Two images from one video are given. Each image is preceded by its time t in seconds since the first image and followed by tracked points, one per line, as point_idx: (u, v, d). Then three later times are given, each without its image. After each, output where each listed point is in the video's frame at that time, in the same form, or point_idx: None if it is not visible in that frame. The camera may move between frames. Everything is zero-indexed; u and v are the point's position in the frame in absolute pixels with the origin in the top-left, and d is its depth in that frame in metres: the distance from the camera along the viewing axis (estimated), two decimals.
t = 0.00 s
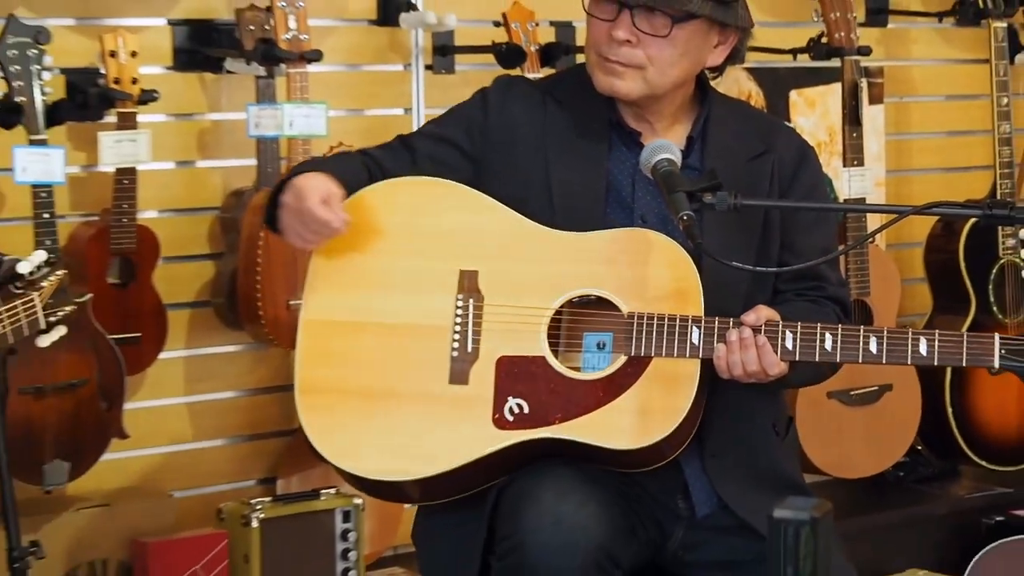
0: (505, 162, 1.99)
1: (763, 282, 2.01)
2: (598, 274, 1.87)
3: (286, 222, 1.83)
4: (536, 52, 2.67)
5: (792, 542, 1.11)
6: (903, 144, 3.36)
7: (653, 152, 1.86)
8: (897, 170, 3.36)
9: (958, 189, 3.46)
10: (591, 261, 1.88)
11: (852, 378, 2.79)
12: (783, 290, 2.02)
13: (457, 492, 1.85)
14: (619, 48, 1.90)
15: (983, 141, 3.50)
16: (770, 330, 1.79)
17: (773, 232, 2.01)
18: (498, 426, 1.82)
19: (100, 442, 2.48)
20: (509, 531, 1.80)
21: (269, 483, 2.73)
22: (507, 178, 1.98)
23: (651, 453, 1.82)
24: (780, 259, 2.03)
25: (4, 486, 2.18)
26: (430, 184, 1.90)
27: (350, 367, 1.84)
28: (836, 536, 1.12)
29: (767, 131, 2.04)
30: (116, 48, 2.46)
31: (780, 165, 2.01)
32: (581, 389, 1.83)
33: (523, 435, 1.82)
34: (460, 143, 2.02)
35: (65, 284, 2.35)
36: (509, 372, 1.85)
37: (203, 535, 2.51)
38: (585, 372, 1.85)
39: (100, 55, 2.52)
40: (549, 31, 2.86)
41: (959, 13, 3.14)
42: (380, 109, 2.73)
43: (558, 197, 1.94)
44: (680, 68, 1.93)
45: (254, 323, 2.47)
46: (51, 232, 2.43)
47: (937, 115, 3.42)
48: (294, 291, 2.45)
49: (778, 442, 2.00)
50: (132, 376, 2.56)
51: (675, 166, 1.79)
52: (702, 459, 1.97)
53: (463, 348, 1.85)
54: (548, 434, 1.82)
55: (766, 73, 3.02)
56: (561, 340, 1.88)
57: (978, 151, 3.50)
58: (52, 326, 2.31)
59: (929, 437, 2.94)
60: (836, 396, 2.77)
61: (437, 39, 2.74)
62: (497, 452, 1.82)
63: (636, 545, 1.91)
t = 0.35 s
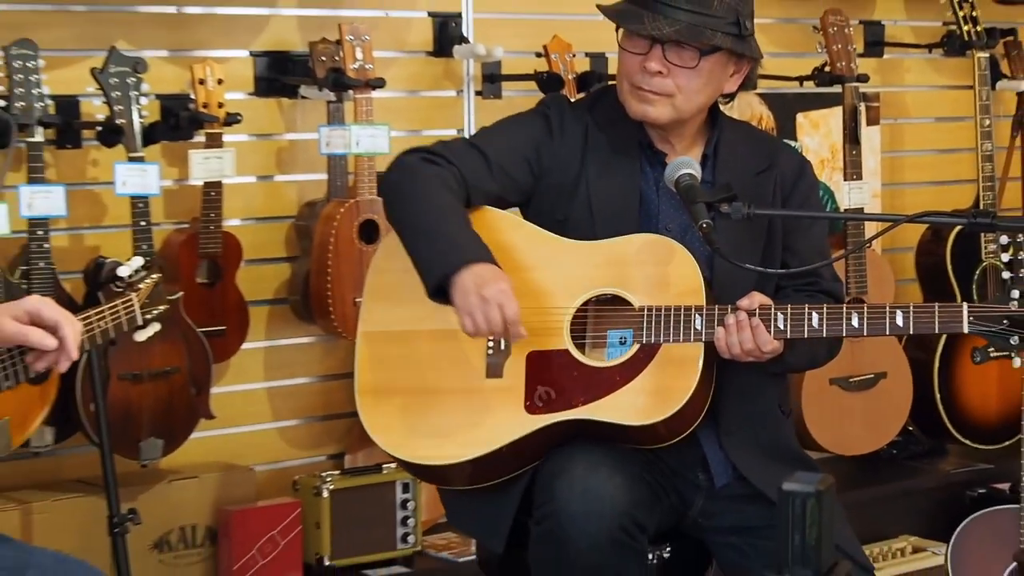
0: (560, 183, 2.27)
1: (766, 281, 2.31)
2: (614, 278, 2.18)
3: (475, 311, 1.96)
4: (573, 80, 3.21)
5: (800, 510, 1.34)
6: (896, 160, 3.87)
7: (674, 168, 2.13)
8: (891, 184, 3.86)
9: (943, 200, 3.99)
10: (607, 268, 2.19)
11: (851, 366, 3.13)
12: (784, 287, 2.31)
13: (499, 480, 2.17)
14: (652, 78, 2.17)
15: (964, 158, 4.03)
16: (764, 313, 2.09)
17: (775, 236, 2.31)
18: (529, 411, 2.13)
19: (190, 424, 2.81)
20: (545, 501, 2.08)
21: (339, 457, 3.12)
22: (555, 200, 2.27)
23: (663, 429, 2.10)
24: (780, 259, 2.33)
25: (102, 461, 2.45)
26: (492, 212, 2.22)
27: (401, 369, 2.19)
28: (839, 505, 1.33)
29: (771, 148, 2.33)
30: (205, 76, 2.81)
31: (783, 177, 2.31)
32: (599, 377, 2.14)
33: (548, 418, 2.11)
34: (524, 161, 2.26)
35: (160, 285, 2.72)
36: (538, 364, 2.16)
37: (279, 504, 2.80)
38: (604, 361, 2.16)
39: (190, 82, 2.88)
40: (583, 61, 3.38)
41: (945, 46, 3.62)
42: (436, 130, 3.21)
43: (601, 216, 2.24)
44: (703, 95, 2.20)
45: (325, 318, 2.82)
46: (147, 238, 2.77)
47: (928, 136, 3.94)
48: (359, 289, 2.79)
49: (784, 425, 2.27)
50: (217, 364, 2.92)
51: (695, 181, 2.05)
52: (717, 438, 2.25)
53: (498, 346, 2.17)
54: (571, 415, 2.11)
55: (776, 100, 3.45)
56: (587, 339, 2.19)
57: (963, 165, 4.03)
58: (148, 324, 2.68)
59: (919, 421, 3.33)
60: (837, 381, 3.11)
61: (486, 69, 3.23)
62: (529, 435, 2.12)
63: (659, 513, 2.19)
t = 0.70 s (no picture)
0: (583, 200, 2.57)
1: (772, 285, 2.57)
2: (634, 280, 2.47)
3: (541, 324, 2.39)
4: (603, 102, 3.64)
5: (808, 489, 1.56)
6: (891, 174, 4.44)
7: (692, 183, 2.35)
8: (887, 195, 4.43)
9: (933, 209, 4.56)
10: (633, 274, 2.48)
11: (852, 361, 3.68)
12: (790, 290, 2.58)
13: (543, 455, 2.44)
14: (713, 118, 2.47)
15: (955, 172, 4.61)
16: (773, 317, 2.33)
17: (781, 244, 2.57)
18: (559, 399, 2.41)
19: (257, 412, 3.11)
20: (578, 478, 2.33)
21: (391, 441, 3.47)
22: (582, 213, 2.58)
23: (680, 418, 2.36)
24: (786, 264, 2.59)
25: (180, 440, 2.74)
26: (525, 220, 2.56)
27: (447, 359, 2.51)
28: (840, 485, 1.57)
29: (776, 164, 2.61)
30: (272, 99, 3.12)
31: (786, 191, 2.58)
32: (623, 370, 2.41)
33: (572, 406, 2.40)
34: (549, 180, 2.57)
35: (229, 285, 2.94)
36: (568, 356, 2.45)
37: (336, 484, 3.13)
38: (628, 357, 2.43)
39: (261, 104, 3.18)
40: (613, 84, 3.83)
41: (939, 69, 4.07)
42: (479, 146, 3.60)
43: (622, 227, 2.53)
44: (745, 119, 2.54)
45: (378, 315, 3.18)
46: (220, 244, 3.03)
47: (920, 153, 4.51)
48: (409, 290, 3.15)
49: (791, 415, 2.49)
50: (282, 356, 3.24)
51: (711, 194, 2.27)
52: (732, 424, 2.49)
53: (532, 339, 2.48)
54: (598, 405, 2.38)
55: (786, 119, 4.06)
56: (614, 334, 2.48)
57: (952, 179, 4.61)
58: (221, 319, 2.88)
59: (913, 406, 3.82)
60: (840, 374, 3.65)
61: (523, 92, 3.63)
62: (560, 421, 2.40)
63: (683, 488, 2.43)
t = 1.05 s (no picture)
0: (613, 208, 2.60)
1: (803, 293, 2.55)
2: (666, 287, 2.49)
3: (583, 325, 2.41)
4: (637, 113, 3.68)
5: (841, 496, 1.62)
6: (921, 183, 4.45)
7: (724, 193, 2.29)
8: (918, 205, 4.44)
9: (965, 218, 4.57)
10: (663, 279, 2.50)
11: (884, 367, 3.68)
12: (825, 297, 2.55)
13: (575, 463, 2.48)
14: (744, 129, 2.50)
15: (987, 180, 4.60)
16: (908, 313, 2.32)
17: (812, 251, 2.56)
18: (591, 406, 2.44)
19: (296, 418, 3.15)
20: (614, 479, 2.36)
21: (427, 447, 3.54)
22: (613, 220, 2.61)
23: (713, 422, 2.39)
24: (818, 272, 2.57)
25: (221, 443, 2.78)
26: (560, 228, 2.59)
27: (482, 368, 2.54)
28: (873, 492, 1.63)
29: (802, 171, 2.61)
30: (312, 109, 3.16)
31: (815, 200, 2.58)
32: (655, 376, 2.43)
33: (607, 411, 2.43)
34: (579, 189, 2.61)
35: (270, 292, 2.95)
36: (600, 363, 2.47)
37: (374, 488, 3.17)
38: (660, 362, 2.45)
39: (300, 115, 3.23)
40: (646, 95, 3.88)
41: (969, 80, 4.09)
42: (515, 156, 3.66)
43: (652, 234, 2.55)
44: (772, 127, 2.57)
45: (416, 322, 3.24)
46: (259, 252, 3.06)
47: (951, 162, 4.52)
48: (445, 298, 3.20)
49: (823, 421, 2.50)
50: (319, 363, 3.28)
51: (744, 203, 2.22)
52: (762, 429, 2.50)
53: (565, 346, 2.51)
54: (630, 410, 2.42)
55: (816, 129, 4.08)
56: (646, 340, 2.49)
57: (983, 188, 4.60)
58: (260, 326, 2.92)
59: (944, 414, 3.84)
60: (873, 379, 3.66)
61: (559, 103, 3.68)
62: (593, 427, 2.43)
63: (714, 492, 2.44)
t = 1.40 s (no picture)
0: (646, 218, 2.59)
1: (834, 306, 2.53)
2: (696, 301, 2.46)
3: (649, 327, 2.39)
4: (666, 125, 3.68)
5: (871, 509, 1.60)
6: (952, 196, 4.41)
7: (753, 206, 2.25)
8: (949, 218, 4.40)
9: (997, 231, 4.52)
10: (694, 292, 2.47)
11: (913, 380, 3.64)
12: (856, 309, 2.52)
13: (605, 476, 2.47)
14: (719, 131, 2.47)
15: (1019, 193, 4.55)
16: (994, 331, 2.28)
17: (843, 263, 2.54)
18: (621, 420, 2.43)
19: (327, 429, 3.17)
20: (642, 489, 2.33)
21: (456, 459, 3.55)
22: (646, 232, 2.59)
23: (744, 437, 2.37)
24: (850, 284, 2.55)
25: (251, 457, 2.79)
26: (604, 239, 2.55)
27: (512, 382, 2.53)
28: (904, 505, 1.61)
29: (834, 184, 2.59)
30: (342, 122, 3.16)
31: (846, 216, 2.56)
32: (685, 390, 2.42)
33: (638, 427, 2.42)
34: (613, 202, 2.58)
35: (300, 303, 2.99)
36: (630, 378, 2.46)
37: (406, 500, 3.17)
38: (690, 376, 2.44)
39: (330, 128, 3.25)
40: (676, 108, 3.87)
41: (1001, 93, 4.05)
42: (545, 169, 3.66)
43: (685, 246, 2.54)
44: (769, 143, 2.49)
45: (446, 335, 3.23)
46: (291, 264, 3.08)
47: (983, 174, 4.47)
48: (475, 310, 3.20)
49: (853, 436, 2.49)
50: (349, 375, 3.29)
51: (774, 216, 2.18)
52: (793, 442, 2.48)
53: (595, 360, 2.50)
54: (660, 425, 2.41)
55: (847, 143, 4.05)
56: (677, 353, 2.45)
57: (1015, 201, 4.55)
58: (289, 339, 2.93)
59: (977, 429, 3.79)
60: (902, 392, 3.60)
61: (589, 116, 3.69)
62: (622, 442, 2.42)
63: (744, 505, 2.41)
